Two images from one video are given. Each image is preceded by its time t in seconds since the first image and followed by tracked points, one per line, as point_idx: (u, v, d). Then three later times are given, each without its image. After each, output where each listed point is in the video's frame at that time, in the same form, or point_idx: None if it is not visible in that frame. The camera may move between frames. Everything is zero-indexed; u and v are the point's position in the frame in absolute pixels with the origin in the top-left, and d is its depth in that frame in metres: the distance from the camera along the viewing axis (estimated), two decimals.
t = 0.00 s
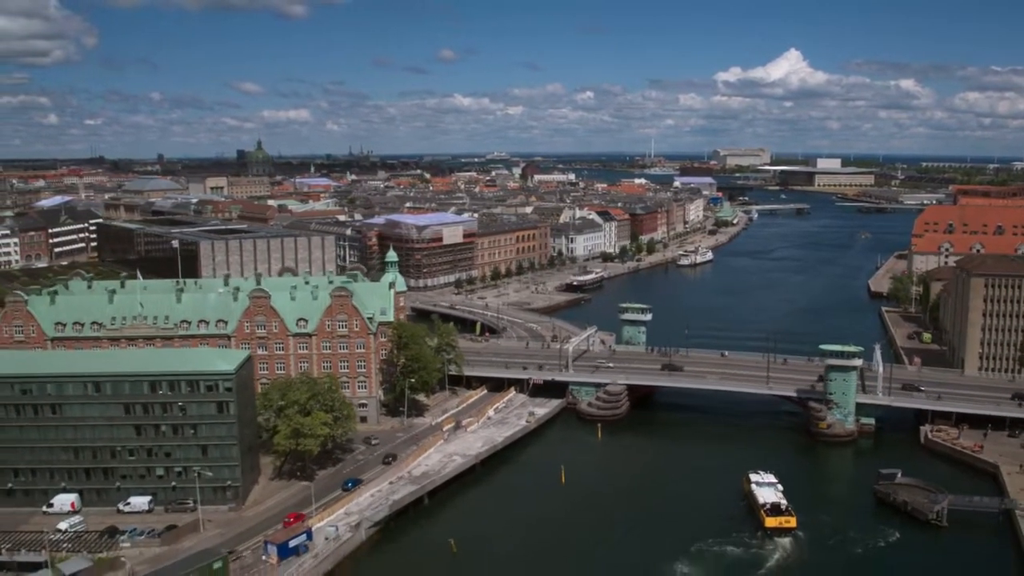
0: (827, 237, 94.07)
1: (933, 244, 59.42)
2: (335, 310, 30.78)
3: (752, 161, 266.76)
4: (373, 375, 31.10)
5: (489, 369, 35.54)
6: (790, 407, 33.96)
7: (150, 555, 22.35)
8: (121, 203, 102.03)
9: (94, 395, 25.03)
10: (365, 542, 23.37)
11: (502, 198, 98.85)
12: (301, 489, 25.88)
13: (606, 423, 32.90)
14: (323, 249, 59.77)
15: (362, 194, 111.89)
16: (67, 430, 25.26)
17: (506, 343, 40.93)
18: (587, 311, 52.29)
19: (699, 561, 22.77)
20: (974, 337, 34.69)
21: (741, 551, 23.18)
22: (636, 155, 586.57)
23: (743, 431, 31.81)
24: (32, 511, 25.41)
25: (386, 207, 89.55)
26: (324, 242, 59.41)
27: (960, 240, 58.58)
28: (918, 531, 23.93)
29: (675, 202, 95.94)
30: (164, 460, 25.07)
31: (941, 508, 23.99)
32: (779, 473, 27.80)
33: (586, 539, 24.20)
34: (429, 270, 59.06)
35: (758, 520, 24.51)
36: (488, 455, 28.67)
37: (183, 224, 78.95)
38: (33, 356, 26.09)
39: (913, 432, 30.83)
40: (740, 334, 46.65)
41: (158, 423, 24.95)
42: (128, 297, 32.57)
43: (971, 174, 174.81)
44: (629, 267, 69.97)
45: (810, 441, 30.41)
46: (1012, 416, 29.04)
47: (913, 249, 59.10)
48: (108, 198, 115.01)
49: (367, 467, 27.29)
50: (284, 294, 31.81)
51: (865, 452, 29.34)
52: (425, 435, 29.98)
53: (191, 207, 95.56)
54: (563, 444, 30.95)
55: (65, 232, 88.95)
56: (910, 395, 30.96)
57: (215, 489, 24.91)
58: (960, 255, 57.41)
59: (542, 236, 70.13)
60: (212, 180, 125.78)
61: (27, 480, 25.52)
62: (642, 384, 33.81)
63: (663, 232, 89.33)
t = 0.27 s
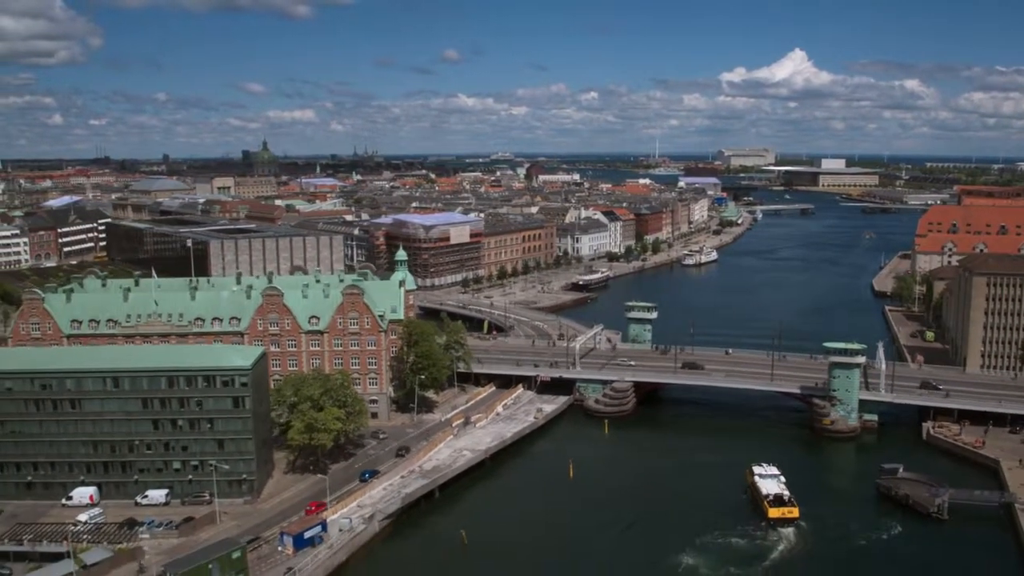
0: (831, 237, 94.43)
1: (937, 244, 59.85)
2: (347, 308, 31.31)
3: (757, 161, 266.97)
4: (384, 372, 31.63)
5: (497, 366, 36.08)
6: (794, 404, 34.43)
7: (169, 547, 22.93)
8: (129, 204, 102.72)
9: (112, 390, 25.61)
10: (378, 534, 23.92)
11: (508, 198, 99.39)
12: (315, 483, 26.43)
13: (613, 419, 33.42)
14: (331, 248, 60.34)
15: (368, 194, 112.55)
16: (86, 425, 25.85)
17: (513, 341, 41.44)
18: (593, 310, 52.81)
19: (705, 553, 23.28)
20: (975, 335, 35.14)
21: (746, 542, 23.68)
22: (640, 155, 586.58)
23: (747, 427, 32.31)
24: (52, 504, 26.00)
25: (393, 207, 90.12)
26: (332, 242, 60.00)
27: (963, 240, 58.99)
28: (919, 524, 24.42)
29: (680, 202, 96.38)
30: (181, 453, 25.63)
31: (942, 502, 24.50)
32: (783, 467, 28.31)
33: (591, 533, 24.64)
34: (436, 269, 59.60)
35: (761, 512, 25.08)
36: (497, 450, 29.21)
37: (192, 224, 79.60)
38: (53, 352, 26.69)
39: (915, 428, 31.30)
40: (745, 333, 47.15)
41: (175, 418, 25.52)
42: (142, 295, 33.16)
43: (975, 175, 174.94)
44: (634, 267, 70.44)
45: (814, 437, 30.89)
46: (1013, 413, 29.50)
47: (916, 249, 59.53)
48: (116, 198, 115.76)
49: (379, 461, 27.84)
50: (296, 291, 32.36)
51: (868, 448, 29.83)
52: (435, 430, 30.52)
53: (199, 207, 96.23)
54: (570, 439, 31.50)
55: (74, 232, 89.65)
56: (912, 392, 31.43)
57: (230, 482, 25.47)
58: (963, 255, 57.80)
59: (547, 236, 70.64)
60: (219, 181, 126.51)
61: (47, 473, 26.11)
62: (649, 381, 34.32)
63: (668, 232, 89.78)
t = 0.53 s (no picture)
0: (834, 237, 94.78)
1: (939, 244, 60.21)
2: (356, 306, 31.79)
3: (760, 161, 267.23)
4: (392, 370, 32.09)
5: (504, 364, 36.53)
6: (797, 402, 34.84)
7: (184, 539, 23.41)
8: (135, 203, 103.34)
9: (127, 386, 26.08)
10: (389, 528, 24.39)
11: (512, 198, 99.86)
12: (326, 478, 26.91)
13: (618, 416, 33.86)
14: (338, 248, 60.83)
15: (372, 194, 113.03)
16: (101, 420, 26.34)
17: (519, 340, 41.89)
18: (598, 309, 53.28)
19: (709, 547, 23.72)
20: (977, 334, 35.51)
21: (750, 536, 24.14)
22: (643, 155, 586.92)
23: (751, 424, 32.75)
24: (67, 498, 26.49)
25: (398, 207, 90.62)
26: (338, 242, 60.51)
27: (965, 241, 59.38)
28: (920, 519, 24.84)
29: (683, 202, 96.77)
30: (194, 449, 26.10)
31: (943, 497, 24.93)
32: (786, 463, 28.74)
33: (595, 528, 25.06)
34: (442, 268, 60.05)
35: (763, 504, 25.71)
36: (504, 446, 29.66)
37: (198, 224, 80.14)
38: (69, 349, 27.18)
39: (917, 425, 31.70)
40: (748, 332, 47.61)
41: (189, 413, 25.99)
42: (154, 293, 33.67)
43: (978, 175, 175.16)
44: (638, 266, 70.84)
45: (816, 434, 31.32)
46: (1013, 410, 29.89)
47: (919, 249, 59.90)
48: (122, 198, 116.40)
49: (388, 457, 28.31)
50: (306, 290, 32.85)
51: (870, 444, 30.24)
52: (443, 427, 30.99)
53: (205, 207, 96.80)
54: (576, 435, 31.96)
55: (81, 231, 90.20)
56: (914, 389, 31.83)
57: (243, 477, 25.94)
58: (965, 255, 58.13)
59: (552, 236, 71.08)
60: (224, 181, 127.14)
61: (63, 468, 26.61)
62: (653, 379, 34.76)
63: (672, 232, 90.20)
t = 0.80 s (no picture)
0: (838, 238, 95.28)
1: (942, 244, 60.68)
2: (368, 305, 32.34)
3: (764, 162, 267.55)
4: (403, 367, 32.63)
5: (512, 361, 37.07)
6: (802, 399, 35.33)
7: (203, 531, 23.99)
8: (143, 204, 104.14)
9: (145, 381, 26.65)
10: (402, 521, 24.95)
11: (517, 199, 100.52)
12: (339, 472, 27.49)
13: (625, 413, 34.39)
14: (346, 248, 61.44)
15: (378, 195, 113.79)
16: (120, 415, 26.92)
17: (526, 338, 42.42)
18: (604, 309, 53.84)
19: (715, 540, 24.24)
20: (979, 332, 35.95)
21: (755, 529, 24.66)
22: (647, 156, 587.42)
23: (755, 420, 33.26)
24: (86, 492, 27.08)
25: (404, 207, 91.27)
26: (346, 242, 61.13)
27: (968, 241, 59.82)
28: (922, 513, 25.35)
29: (688, 203, 97.30)
30: (211, 443, 26.67)
31: (944, 491, 25.43)
32: (790, 458, 29.26)
33: (602, 522, 25.56)
34: (449, 268, 60.64)
35: (767, 496, 26.39)
36: (513, 442, 30.21)
37: (206, 224, 80.83)
38: (88, 345, 27.76)
39: (919, 422, 32.18)
40: (753, 331, 48.16)
41: (206, 408, 26.56)
42: (168, 292, 34.25)
43: (982, 176, 175.45)
44: (643, 266, 71.35)
45: (820, 431, 31.80)
46: (1014, 407, 30.36)
47: (922, 249, 60.34)
48: (130, 199, 117.20)
49: (400, 452, 28.86)
50: (318, 289, 33.44)
51: (873, 441, 30.72)
52: (453, 423, 31.55)
53: (213, 207, 97.49)
54: (583, 431, 32.50)
55: (90, 232, 90.92)
56: (916, 387, 32.30)
57: (259, 471, 26.51)
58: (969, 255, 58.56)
59: (558, 237, 71.65)
60: (231, 181, 127.90)
61: (82, 462, 27.20)
62: (659, 377, 35.29)
63: (676, 232, 90.73)
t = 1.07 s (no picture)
0: (842, 238, 95.72)
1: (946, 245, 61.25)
2: (379, 303, 32.94)
3: (769, 162, 267.79)
4: (414, 364, 33.19)
5: (520, 359, 37.65)
6: (806, 396, 35.83)
7: (221, 522, 24.58)
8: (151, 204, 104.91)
9: (164, 377, 27.27)
10: (415, 513, 25.54)
11: (523, 199, 101.16)
12: (352, 467, 28.07)
13: (632, 410, 34.94)
14: (354, 247, 62.07)
15: (384, 195, 114.61)
16: (138, 410, 27.52)
17: (533, 336, 42.97)
18: (610, 308, 54.42)
19: (721, 532, 24.78)
20: (981, 331, 36.46)
21: (761, 522, 25.20)
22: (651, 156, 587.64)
23: (760, 416, 33.79)
24: (105, 486, 27.67)
25: (411, 207, 91.92)
26: (355, 242, 61.74)
27: (971, 241, 60.27)
28: (924, 506, 25.86)
29: (692, 203, 97.81)
30: (227, 438, 27.26)
31: (946, 485, 25.93)
32: (795, 454, 29.78)
33: (609, 515, 26.12)
34: (456, 268, 61.25)
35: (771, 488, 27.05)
36: (522, 437, 30.79)
37: (215, 224, 81.52)
38: (107, 342, 28.38)
39: (922, 419, 32.70)
40: (758, 330, 48.73)
41: (223, 404, 27.17)
42: (182, 290, 34.83)
43: (987, 176, 175.67)
44: (648, 266, 71.86)
45: (824, 427, 32.32)
46: (1015, 404, 30.86)
47: (926, 249, 60.80)
48: (138, 199, 118.03)
49: (412, 447, 29.44)
50: (331, 287, 34.01)
51: (877, 437, 31.24)
52: (463, 419, 32.13)
53: (220, 207, 98.22)
54: (591, 427, 33.08)
55: (99, 231, 91.70)
56: (920, 384, 32.79)
57: (274, 465, 27.10)
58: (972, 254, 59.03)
59: (563, 236, 72.24)
60: (238, 182, 128.71)
61: (101, 456, 27.79)
62: (666, 374, 35.83)
63: (681, 232, 91.24)
